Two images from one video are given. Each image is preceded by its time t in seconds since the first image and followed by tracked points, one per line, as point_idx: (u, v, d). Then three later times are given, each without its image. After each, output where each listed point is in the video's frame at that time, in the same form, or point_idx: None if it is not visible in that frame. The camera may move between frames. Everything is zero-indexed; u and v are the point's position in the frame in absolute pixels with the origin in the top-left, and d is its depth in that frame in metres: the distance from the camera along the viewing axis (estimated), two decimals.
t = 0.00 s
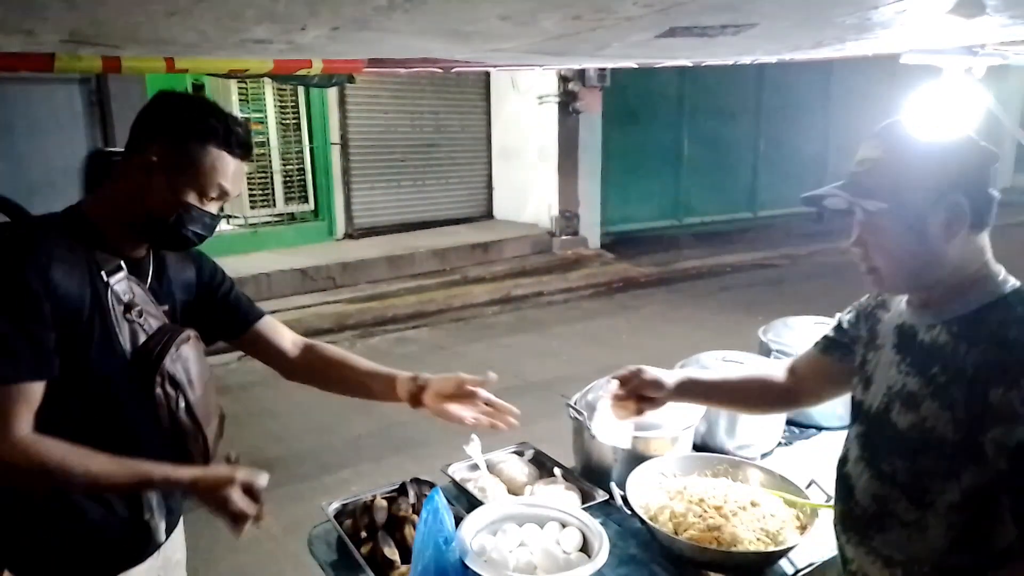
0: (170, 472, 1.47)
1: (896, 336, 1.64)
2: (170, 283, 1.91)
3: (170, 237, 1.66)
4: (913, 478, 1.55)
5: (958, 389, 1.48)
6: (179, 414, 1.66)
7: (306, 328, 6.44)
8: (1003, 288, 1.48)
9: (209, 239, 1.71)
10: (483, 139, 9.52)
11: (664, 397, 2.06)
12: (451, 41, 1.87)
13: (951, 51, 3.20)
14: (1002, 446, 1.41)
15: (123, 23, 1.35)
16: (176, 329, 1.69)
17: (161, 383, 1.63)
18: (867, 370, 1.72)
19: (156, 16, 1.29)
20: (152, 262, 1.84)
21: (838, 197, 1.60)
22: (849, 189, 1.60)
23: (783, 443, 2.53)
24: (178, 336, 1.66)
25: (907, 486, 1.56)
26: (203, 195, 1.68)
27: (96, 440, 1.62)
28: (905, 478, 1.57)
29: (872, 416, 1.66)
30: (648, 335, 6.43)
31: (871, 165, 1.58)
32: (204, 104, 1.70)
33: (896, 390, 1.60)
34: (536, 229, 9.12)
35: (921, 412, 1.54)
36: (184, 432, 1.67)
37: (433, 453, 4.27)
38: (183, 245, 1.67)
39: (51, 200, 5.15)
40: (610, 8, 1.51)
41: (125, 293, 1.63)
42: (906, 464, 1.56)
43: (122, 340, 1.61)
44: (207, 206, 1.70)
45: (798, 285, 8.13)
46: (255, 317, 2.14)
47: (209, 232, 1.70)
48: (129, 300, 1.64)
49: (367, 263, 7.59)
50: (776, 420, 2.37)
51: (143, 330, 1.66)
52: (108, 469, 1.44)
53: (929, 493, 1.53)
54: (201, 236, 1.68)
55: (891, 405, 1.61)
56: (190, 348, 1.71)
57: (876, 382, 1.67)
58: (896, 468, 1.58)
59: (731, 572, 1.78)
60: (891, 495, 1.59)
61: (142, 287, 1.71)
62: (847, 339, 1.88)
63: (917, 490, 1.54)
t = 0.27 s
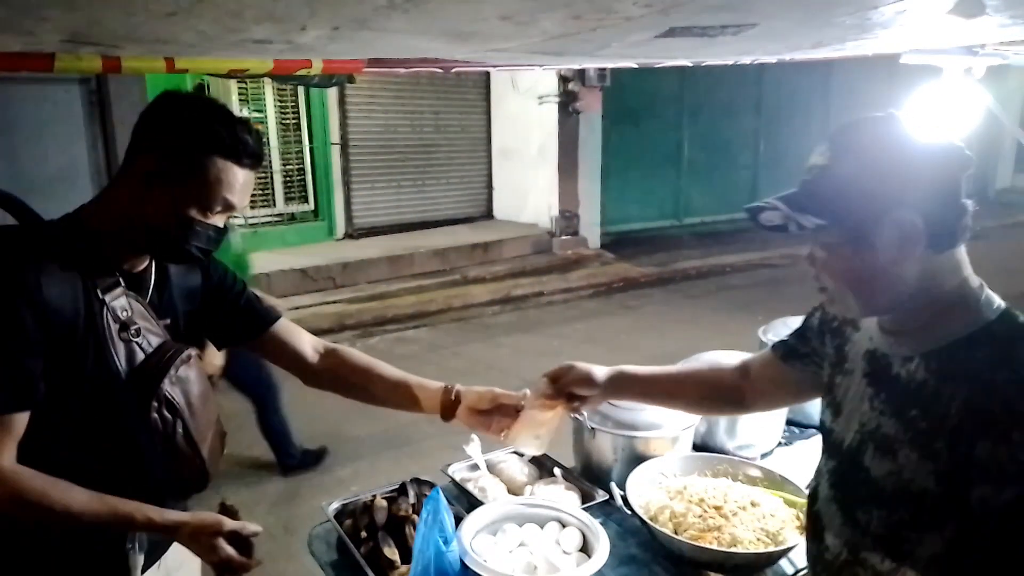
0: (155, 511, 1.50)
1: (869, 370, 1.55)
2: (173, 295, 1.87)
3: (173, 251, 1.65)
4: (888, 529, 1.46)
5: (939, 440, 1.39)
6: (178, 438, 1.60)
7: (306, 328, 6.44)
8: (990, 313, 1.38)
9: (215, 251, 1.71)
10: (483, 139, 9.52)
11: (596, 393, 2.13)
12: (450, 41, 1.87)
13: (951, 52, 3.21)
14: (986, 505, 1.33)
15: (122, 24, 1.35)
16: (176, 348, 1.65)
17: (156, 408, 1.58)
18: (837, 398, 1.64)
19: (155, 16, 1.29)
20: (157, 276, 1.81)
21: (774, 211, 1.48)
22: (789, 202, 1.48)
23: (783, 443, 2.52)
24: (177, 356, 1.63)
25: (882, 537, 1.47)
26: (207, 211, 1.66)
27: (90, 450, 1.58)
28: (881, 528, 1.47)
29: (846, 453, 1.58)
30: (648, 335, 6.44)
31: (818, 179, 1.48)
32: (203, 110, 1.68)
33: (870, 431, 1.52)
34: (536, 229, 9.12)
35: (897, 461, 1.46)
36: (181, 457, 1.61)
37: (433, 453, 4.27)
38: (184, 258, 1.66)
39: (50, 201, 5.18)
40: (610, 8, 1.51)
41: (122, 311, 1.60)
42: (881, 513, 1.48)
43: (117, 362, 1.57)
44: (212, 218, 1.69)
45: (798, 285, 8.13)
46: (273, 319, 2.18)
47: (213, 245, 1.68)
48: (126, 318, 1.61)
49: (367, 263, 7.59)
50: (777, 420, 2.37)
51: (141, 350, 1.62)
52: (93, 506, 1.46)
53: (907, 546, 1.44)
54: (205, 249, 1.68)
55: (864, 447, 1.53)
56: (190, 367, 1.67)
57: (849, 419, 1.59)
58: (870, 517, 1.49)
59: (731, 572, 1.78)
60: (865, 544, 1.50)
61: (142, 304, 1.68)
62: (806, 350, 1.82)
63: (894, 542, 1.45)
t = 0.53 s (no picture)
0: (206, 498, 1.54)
1: (842, 388, 1.39)
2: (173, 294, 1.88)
3: (172, 255, 1.63)
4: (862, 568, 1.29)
5: (910, 471, 1.23)
6: (193, 436, 1.66)
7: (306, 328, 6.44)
8: (969, 329, 1.21)
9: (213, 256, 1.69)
10: (483, 139, 9.52)
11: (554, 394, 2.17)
12: (450, 41, 1.87)
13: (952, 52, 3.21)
14: (956, 547, 1.16)
15: (122, 24, 1.35)
16: (184, 346, 1.68)
17: (172, 406, 1.62)
18: (814, 416, 1.47)
19: (155, 16, 1.29)
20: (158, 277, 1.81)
21: (722, 212, 1.35)
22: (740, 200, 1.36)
23: (783, 443, 2.52)
24: (186, 355, 1.66)
25: None
26: (208, 220, 1.61)
27: (102, 452, 1.59)
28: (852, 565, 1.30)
29: (819, 480, 1.40)
30: (648, 335, 6.44)
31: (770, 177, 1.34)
32: (205, 114, 1.61)
33: (845, 457, 1.35)
34: (536, 230, 9.12)
35: (869, 493, 1.29)
36: (196, 453, 1.67)
37: (433, 453, 4.27)
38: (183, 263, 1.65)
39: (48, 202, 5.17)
40: (610, 8, 1.51)
41: (130, 313, 1.61)
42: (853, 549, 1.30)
43: (131, 365, 1.60)
44: (211, 227, 1.64)
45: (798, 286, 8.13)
46: (259, 328, 2.14)
47: (210, 251, 1.67)
48: (134, 320, 1.62)
49: (367, 263, 7.59)
50: (777, 420, 2.37)
51: (151, 350, 1.64)
52: (142, 504, 1.49)
53: None
54: (203, 255, 1.67)
55: (837, 475, 1.36)
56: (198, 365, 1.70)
57: (824, 441, 1.42)
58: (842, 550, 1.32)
59: (731, 572, 1.78)
60: None
61: (147, 305, 1.69)
62: (783, 356, 1.70)
63: None
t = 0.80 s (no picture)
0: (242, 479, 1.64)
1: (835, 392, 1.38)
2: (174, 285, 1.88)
3: (180, 252, 1.65)
4: None
5: (893, 484, 1.21)
6: (215, 417, 1.73)
7: (307, 328, 6.44)
8: (964, 340, 1.18)
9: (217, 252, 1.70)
10: (483, 139, 9.52)
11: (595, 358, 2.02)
12: (450, 41, 1.87)
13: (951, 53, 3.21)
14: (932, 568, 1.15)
15: (123, 24, 1.35)
16: (199, 335, 1.74)
17: (197, 389, 1.68)
18: (811, 419, 1.46)
19: (156, 16, 1.29)
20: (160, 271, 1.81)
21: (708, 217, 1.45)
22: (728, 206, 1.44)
23: (783, 443, 2.52)
24: (203, 342, 1.72)
25: None
26: (217, 217, 1.63)
27: (126, 442, 1.64)
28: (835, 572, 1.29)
29: (809, 483, 1.40)
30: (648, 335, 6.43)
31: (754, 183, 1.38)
32: (213, 113, 1.64)
33: (833, 464, 1.33)
34: (536, 230, 9.12)
35: (852, 502, 1.28)
36: (218, 433, 1.74)
37: (433, 453, 4.27)
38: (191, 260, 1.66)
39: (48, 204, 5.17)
40: (610, 8, 1.51)
41: (148, 306, 1.65)
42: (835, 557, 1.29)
43: (156, 354, 1.65)
44: (221, 224, 1.66)
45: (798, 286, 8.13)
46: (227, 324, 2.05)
47: (218, 247, 1.69)
48: (153, 312, 1.66)
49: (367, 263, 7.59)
50: (778, 420, 2.36)
51: (170, 340, 1.70)
52: (192, 485, 1.59)
53: None
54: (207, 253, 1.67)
55: (825, 481, 1.34)
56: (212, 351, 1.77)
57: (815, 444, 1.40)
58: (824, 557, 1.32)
59: (731, 573, 1.77)
60: None
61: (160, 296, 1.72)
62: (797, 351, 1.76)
63: None
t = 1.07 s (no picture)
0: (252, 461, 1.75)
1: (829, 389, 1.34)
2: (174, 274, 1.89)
3: (187, 244, 1.67)
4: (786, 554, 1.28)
5: (833, 472, 1.19)
6: (226, 398, 1.78)
7: (307, 329, 6.44)
8: (947, 342, 1.13)
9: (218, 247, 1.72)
10: (483, 139, 9.51)
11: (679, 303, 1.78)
12: (450, 41, 1.87)
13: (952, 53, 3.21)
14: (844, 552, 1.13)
15: (125, 24, 1.35)
16: (207, 321, 1.78)
17: (212, 370, 1.75)
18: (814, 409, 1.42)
19: (157, 16, 1.29)
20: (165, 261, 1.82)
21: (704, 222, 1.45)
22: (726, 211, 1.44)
23: (783, 443, 2.52)
24: (212, 326, 1.77)
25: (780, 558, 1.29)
26: (225, 212, 1.65)
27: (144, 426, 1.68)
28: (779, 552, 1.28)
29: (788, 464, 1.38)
30: (649, 335, 6.44)
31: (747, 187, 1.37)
32: (220, 115, 1.65)
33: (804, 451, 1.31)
34: (536, 230, 9.12)
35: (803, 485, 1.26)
36: (226, 415, 1.79)
37: (433, 452, 4.27)
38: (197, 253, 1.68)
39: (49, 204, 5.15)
40: (610, 8, 1.51)
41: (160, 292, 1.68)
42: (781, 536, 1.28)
43: (174, 337, 1.70)
44: (227, 220, 1.67)
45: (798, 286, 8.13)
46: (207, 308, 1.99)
47: (222, 241, 1.71)
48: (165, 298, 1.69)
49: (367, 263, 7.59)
50: (778, 420, 2.36)
51: (180, 324, 1.74)
52: (209, 466, 1.68)
53: None
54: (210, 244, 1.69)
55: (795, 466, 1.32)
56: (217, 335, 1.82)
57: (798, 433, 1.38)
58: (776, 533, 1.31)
59: (731, 573, 1.77)
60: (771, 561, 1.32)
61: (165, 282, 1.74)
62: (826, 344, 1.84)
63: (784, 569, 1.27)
